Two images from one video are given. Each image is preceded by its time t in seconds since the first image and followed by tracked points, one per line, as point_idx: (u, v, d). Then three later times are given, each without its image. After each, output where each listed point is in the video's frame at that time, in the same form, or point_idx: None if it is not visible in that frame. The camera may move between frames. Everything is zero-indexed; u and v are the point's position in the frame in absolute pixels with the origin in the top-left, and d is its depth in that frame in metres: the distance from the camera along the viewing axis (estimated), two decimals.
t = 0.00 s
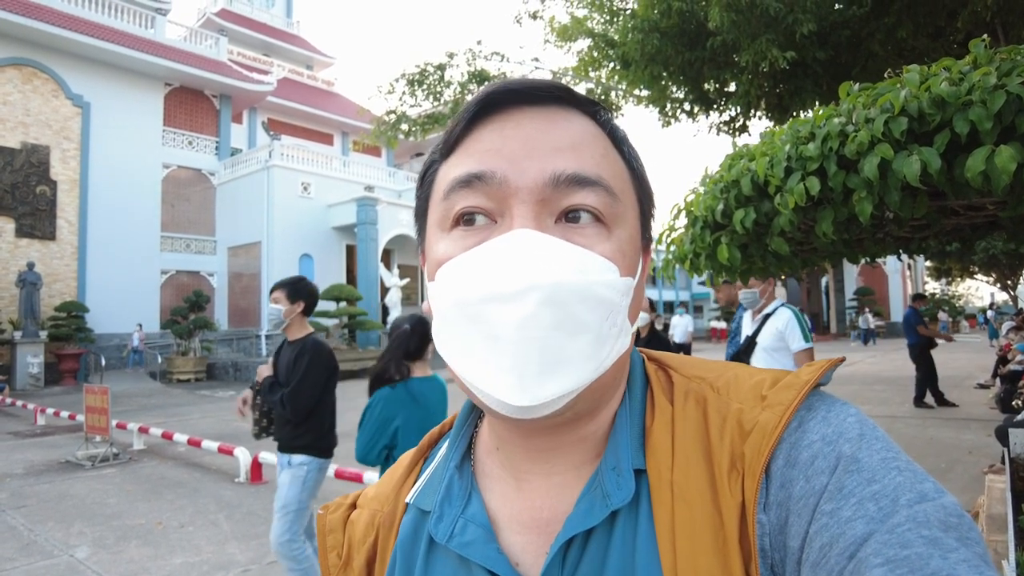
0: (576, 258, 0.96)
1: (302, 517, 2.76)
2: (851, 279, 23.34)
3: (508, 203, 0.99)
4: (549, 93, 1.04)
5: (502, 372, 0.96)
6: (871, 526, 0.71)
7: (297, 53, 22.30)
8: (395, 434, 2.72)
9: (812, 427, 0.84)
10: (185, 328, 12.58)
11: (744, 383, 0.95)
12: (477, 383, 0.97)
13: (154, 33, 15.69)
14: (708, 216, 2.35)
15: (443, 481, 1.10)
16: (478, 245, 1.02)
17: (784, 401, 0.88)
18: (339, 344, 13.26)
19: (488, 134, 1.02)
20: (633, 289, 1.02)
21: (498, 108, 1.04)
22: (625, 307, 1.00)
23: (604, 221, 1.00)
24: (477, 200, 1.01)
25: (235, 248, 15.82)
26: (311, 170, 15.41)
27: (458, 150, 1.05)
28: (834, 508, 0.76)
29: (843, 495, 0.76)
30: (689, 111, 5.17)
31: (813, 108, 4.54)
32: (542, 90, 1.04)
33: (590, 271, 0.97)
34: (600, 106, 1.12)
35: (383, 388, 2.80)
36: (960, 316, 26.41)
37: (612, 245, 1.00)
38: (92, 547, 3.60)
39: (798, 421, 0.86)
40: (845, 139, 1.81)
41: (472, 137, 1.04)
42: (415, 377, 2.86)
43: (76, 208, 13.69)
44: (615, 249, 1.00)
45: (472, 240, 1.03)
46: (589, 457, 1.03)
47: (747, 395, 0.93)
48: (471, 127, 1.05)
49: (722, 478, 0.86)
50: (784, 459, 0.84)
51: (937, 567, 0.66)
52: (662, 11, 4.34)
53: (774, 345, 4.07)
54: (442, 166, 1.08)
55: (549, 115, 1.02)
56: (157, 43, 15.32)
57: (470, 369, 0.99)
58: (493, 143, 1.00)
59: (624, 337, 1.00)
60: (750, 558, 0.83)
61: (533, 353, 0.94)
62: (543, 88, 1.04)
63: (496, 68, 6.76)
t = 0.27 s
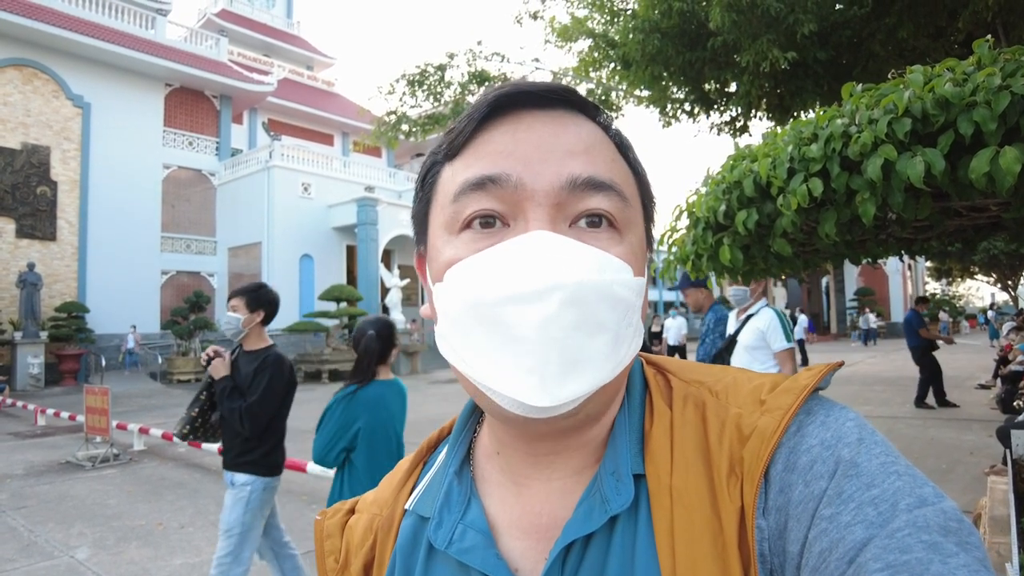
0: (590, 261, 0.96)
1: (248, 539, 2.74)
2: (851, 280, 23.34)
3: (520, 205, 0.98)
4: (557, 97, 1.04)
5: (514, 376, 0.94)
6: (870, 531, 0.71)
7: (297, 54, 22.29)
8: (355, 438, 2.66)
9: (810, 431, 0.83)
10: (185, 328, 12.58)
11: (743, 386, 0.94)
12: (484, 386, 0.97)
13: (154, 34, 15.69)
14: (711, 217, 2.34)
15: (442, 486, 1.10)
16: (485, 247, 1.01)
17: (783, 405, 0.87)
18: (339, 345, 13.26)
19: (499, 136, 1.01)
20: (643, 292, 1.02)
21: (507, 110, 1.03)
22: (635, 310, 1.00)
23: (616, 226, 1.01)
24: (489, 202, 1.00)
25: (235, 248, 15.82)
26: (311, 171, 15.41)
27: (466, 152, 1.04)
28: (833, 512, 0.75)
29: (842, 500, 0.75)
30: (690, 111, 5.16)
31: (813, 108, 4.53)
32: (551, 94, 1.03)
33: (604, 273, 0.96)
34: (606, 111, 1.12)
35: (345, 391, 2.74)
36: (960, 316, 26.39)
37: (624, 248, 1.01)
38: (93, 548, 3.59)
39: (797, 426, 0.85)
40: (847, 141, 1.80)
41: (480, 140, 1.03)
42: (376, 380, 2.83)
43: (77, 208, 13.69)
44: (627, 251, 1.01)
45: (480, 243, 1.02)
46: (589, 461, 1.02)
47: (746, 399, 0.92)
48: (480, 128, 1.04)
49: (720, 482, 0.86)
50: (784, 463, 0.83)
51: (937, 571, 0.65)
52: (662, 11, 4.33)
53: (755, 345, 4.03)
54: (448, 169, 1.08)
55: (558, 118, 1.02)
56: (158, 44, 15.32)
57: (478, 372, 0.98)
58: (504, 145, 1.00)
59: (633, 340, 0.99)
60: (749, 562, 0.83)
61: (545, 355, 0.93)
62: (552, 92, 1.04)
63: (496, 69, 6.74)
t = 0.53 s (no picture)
0: (593, 262, 0.96)
1: (198, 545, 2.57)
2: (852, 279, 23.33)
3: (524, 206, 0.99)
4: (561, 98, 1.04)
5: (517, 373, 0.94)
6: (868, 531, 0.71)
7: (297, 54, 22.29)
8: (316, 441, 2.61)
9: (809, 432, 0.83)
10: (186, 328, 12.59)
11: (742, 387, 0.94)
12: (486, 385, 0.97)
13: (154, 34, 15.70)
14: (711, 217, 2.34)
15: (441, 486, 1.10)
16: (487, 246, 1.01)
17: (780, 406, 0.87)
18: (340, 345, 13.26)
19: (503, 137, 1.01)
20: (644, 294, 1.02)
21: (511, 111, 1.04)
22: (636, 310, 1.00)
23: (618, 227, 1.01)
24: (492, 202, 1.00)
25: (236, 248, 15.82)
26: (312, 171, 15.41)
27: (469, 153, 1.04)
28: (831, 513, 0.75)
29: (841, 501, 0.75)
30: (690, 112, 5.16)
31: (814, 108, 4.53)
32: (555, 96, 1.04)
33: (604, 274, 0.96)
34: (608, 114, 1.12)
35: (307, 394, 2.67)
36: (961, 316, 26.37)
37: (625, 250, 1.01)
38: (93, 548, 3.59)
39: (796, 426, 0.85)
40: (846, 141, 1.80)
41: (484, 140, 1.03)
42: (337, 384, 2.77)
43: (77, 208, 13.70)
44: (628, 253, 1.01)
45: (483, 242, 1.02)
46: (588, 462, 1.02)
47: (745, 400, 0.92)
48: (484, 129, 1.04)
49: (718, 483, 0.86)
50: (782, 464, 0.83)
51: (936, 572, 0.65)
52: (662, 11, 4.34)
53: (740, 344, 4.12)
54: (451, 168, 1.08)
55: (562, 120, 1.02)
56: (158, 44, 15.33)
57: (480, 371, 0.98)
58: (509, 145, 1.00)
59: (634, 343, 0.99)
60: (745, 560, 0.83)
61: (548, 353, 0.93)
62: (556, 94, 1.04)
63: (496, 69, 6.74)
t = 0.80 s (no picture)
0: (599, 266, 0.95)
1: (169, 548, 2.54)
2: (852, 279, 23.33)
3: (530, 209, 0.98)
4: (567, 101, 1.04)
5: (520, 377, 0.94)
6: (873, 540, 0.71)
7: (297, 54, 22.29)
8: (253, 451, 2.53)
9: (812, 440, 0.83)
10: (187, 328, 12.59)
11: (745, 394, 0.94)
12: (489, 390, 0.96)
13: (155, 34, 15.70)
14: (711, 219, 2.33)
15: (441, 494, 1.09)
16: (492, 249, 1.01)
17: (784, 413, 0.87)
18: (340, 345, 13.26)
19: (510, 139, 1.01)
20: (649, 299, 1.02)
21: (518, 113, 1.03)
22: (641, 315, 1.00)
23: (624, 231, 1.00)
24: (498, 205, 1.00)
25: (236, 249, 15.82)
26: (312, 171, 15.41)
27: (475, 155, 1.04)
28: (835, 521, 0.75)
29: (844, 509, 0.75)
30: (690, 112, 5.15)
31: (814, 108, 4.54)
32: (561, 98, 1.03)
33: (610, 278, 0.96)
34: (614, 118, 1.12)
35: (243, 400, 2.58)
36: (961, 316, 26.35)
37: (631, 254, 1.01)
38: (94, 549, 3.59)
39: (800, 434, 0.85)
40: (848, 143, 1.80)
41: (491, 142, 1.03)
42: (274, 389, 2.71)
43: (78, 209, 13.70)
44: (634, 257, 1.01)
45: (488, 245, 1.01)
46: (590, 469, 1.02)
47: (748, 407, 0.92)
48: (491, 131, 1.04)
49: (722, 490, 0.85)
50: (785, 471, 0.83)
51: None
52: (662, 12, 4.34)
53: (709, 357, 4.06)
54: (457, 170, 1.07)
55: (569, 123, 1.02)
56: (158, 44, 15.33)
57: (483, 376, 0.98)
58: (515, 148, 0.99)
59: (638, 348, 0.99)
60: (748, 567, 0.82)
61: (551, 358, 0.93)
62: (562, 97, 1.04)
63: (496, 69, 6.73)
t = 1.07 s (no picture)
0: (595, 263, 0.95)
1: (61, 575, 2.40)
2: (852, 279, 23.33)
3: (525, 205, 0.98)
4: (562, 98, 1.04)
5: (515, 376, 0.93)
6: (873, 542, 0.71)
7: (297, 54, 22.29)
8: (204, 450, 2.52)
9: (810, 441, 0.82)
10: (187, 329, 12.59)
11: (742, 395, 0.94)
12: (484, 389, 0.96)
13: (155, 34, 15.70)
14: (710, 218, 2.33)
15: (435, 496, 1.09)
16: (487, 247, 1.00)
17: (782, 415, 0.86)
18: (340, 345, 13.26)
19: (504, 136, 1.01)
20: (645, 296, 1.01)
21: (511, 110, 1.03)
22: (638, 314, 0.99)
23: (619, 228, 1.00)
24: (492, 201, 0.99)
25: (236, 249, 15.82)
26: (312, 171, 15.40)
27: (468, 153, 1.04)
28: (835, 524, 0.75)
29: (843, 511, 0.75)
30: (690, 112, 5.15)
31: (814, 108, 4.54)
32: (555, 95, 1.03)
33: (605, 276, 0.95)
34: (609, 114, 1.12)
35: (190, 400, 2.58)
36: (961, 316, 26.34)
37: (627, 252, 1.00)
38: (93, 549, 3.59)
39: (798, 436, 0.84)
40: (847, 142, 1.80)
41: (484, 140, 1.02)
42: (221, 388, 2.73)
43: (78, 209, 13.70)
44: (630, 254, 1.00)
45: (483, 242, 1.01)
46: (587, 469, 1.02)
47: (746, 408, 0.92)
48: (485, 128, 1.03)
49: (720, 492, 0.85)
50: (784, 473, 0.82)
51: None
52: (662, 11, 4.34)
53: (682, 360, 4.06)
54: (451, 168, 1.07)
55: (563, 120, 1.02)
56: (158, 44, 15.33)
57: (477, 376, 0.97)
58: (509, 145, 0.99)
59: (634, 347, 0.99)
60: (746, 569, 0.82)
61: (545, 356, 0.93)
62: (556, 92, 1.04)
63: (496, 68, 6.73)
